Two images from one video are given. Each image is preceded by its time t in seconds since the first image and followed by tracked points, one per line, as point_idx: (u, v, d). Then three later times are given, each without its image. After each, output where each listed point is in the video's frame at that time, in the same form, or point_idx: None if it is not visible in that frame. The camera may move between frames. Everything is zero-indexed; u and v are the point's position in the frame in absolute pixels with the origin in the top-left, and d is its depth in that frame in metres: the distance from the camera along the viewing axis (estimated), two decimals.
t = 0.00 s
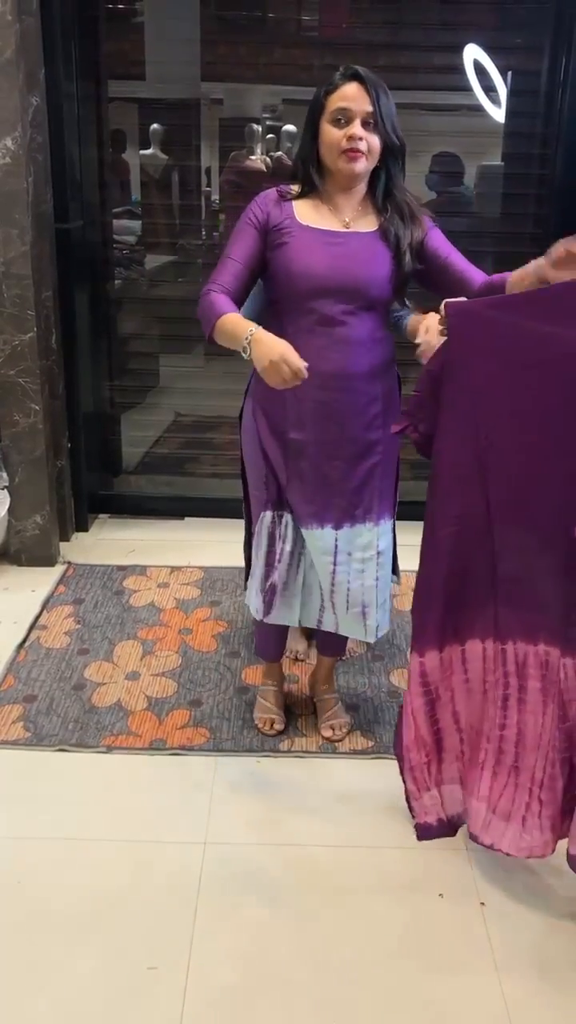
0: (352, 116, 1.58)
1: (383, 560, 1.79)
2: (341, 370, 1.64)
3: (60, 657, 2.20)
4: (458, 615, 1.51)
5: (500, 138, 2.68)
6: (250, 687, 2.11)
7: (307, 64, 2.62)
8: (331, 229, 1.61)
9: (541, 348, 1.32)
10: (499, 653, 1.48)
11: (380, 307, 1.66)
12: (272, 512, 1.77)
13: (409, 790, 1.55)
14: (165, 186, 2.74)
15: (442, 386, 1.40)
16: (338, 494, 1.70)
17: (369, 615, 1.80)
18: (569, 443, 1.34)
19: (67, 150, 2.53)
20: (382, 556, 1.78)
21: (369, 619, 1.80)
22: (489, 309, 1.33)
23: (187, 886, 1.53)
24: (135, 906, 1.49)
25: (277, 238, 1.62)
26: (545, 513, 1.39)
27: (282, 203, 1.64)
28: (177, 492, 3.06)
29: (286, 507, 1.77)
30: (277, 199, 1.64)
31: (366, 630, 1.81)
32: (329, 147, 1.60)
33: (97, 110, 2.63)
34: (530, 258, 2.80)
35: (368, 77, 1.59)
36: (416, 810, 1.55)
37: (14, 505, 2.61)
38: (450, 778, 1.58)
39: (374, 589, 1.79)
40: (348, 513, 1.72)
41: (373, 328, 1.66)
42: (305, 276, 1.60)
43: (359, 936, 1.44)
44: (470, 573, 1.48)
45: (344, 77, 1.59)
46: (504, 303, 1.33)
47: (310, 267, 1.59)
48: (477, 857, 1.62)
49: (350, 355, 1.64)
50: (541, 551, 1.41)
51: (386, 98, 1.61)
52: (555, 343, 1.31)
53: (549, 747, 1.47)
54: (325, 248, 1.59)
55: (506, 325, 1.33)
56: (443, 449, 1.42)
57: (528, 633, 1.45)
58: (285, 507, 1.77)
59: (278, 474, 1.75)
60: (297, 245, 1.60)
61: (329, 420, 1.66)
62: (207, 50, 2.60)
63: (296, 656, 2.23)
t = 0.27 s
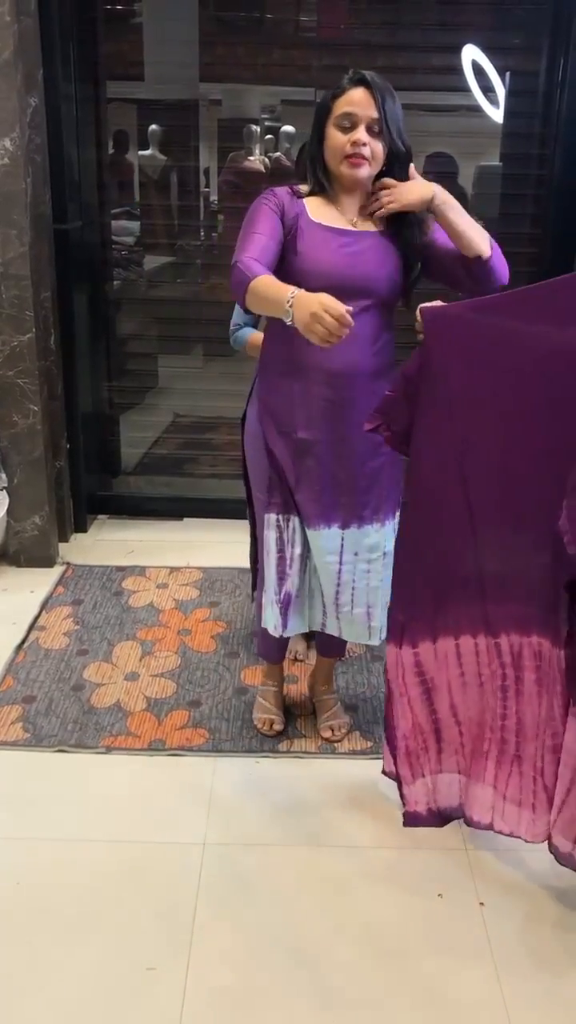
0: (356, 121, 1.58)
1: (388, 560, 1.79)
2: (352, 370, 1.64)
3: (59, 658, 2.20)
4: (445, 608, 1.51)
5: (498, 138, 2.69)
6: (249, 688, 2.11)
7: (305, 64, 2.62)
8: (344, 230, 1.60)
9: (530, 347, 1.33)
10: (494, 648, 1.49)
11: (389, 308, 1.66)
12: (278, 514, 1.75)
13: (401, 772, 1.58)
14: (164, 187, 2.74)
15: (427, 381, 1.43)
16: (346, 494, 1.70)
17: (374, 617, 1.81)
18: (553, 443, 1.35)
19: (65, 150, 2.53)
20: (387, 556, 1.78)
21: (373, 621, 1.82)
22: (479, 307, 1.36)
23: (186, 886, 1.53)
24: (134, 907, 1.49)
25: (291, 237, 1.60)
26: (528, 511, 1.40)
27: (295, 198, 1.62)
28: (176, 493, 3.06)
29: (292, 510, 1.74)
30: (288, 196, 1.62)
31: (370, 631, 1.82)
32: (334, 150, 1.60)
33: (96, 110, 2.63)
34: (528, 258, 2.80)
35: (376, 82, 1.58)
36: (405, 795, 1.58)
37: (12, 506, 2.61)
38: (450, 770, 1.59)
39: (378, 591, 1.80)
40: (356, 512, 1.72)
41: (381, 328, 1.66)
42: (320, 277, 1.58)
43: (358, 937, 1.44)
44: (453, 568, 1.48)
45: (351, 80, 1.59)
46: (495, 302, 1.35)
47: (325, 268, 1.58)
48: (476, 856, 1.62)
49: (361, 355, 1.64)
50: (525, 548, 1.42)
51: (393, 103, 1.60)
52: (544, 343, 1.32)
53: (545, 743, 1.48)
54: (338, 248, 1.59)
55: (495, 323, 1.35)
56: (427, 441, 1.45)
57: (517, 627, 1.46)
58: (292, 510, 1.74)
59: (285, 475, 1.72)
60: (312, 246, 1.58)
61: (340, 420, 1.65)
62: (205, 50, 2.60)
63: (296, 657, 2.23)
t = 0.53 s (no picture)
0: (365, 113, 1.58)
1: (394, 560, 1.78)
2: (357, 369, 1.62)
3: (58, 658, 2.20)
4: (444, 601, 1.57)
5: (497, 138, 2.69)
6: (248, 688, 2.11)
7: (303, 64, 2.62)
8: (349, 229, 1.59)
9: (524, 348, 1.38)
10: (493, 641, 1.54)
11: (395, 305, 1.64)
12: (279, 514, 1.75)
13: (410, 753, 1.65)
14: (163, 188, 2.74)
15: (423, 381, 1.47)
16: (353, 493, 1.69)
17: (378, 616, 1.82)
18: (547, 441, 1.41)
19: (64, 151, 2.53)
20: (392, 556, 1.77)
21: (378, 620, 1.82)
22: (472, 308, 1.40)
23: (185, 887, 1.53)
24: (133, 908, 1.49)
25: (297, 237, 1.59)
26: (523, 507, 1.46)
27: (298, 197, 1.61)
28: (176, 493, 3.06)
29: (293, 510, 1.74)
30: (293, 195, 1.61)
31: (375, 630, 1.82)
32: (344, 144, 1.59)
33: (94, 111, 2.63)
34: (527, 258, 2.80)
35: (372, 77, 1.60)
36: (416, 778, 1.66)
37: (11, 507, 2.60)
38: (452, 755, 1.64)
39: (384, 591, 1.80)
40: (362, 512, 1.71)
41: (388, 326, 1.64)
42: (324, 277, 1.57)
43: (357, 937, 1.44)
44: (451, 560, 1.54)
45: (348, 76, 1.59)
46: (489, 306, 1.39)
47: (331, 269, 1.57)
48: (476, 856, 1.62)
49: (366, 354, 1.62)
50: (520, 542, 1.48)
51: (388, 98, 1.63)
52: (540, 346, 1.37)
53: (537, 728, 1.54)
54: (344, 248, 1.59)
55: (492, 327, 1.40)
56: (425, 438, 1.50)
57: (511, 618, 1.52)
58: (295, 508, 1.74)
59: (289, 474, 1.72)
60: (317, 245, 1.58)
61: (344, 420, 1.64)
62: (204, 50, 2.60)
63: (295, 658, 2.23)
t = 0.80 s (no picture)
0: (359, 114, 1.58)
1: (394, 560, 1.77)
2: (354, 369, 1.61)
3: (56, 658, 2.20)
4: (429, 591, 1.61)
5: (493, 138, 2.69)
6: (245, 689, 2.11)
7: (300, 65, 2.62)
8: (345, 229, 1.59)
9: (507, 342, 1.40)
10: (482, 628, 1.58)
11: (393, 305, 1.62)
12: (275, 513, 1.75)
13: (401, 744, 1.71)
14: (160, 188, 2.74)
15: (401, 378, 1.50)
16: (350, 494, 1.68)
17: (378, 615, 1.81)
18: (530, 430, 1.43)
19: (61, 151, 2.53)
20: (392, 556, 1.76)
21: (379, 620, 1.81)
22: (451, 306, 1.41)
23: (182, 887, 1.53)
24: (131, 908, 1.49)
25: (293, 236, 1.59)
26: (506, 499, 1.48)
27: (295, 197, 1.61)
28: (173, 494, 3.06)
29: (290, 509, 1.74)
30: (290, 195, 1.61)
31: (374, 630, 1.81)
32: (337, 144, 1.59)
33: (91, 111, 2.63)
34: (524, 258, 2.80)
35: (366, 78, 1.60)
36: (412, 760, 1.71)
37: (8, 507, 2.60)
38: (445, 739, 1.68)
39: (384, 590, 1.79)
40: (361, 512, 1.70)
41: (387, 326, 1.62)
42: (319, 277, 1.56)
43: (355, 938, 1.44)
44: (439, 551, 1.58)
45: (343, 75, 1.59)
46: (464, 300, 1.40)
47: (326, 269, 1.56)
48: (473, 856, 1.62)
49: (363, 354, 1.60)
50: (504, 531, 1.50)
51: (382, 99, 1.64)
52: (519, 338, 1.38)
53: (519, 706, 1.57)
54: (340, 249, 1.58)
55: (468, 319, 1.41)
56: (409, 434, 1.53)
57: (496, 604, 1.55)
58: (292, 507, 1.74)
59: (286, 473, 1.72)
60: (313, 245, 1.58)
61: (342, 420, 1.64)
62: (200, 50, 2.60)
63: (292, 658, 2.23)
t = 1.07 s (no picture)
0: (350, 113, 1.58)
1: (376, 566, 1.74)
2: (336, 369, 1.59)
3: (51, 659, 2.20)
4: (401, 569, 1.63)
5: (487, 139, 2.69)
6: (241, 689, 2.11)
7: (294, 65, 2.62)
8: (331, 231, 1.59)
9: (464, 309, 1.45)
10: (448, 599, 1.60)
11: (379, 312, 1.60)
12: (262, 503, 1.77)
13: (380, 731, 1.70)
14: (154, 189, 2.74)
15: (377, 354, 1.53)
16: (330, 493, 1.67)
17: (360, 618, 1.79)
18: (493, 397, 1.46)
19: (55, 152, 2.53)
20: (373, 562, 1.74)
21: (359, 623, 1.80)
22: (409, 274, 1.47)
23: (177, 887, 1.53)
24: (126, 908, 1.49)
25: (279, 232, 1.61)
26: (477, 479, 1.50)
27: (286, 195, 1.63)
28: (168, 494, 3.06)
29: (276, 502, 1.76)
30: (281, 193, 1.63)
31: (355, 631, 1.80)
32: (327, 144, 1.59)
33: (85, 111, 2.63)
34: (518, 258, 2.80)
35: (361, 78, 1.60)
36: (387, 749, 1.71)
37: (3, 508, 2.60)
38: (418, 717, 1.69)
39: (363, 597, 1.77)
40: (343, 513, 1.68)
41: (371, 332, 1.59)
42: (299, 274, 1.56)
43: (350, 937, 1.44)
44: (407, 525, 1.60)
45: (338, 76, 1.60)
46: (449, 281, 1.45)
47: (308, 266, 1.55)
48: (468, 854, 1.62)
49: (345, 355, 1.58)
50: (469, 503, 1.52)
51: (378, 98, 1.63)
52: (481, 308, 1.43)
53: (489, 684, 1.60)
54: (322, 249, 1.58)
55: (450, 301, 1.46)
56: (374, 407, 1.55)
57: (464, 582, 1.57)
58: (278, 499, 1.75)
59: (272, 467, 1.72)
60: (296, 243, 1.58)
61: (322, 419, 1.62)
62: (195, 51, 2.60)
63: (288, 657, 2.23)
